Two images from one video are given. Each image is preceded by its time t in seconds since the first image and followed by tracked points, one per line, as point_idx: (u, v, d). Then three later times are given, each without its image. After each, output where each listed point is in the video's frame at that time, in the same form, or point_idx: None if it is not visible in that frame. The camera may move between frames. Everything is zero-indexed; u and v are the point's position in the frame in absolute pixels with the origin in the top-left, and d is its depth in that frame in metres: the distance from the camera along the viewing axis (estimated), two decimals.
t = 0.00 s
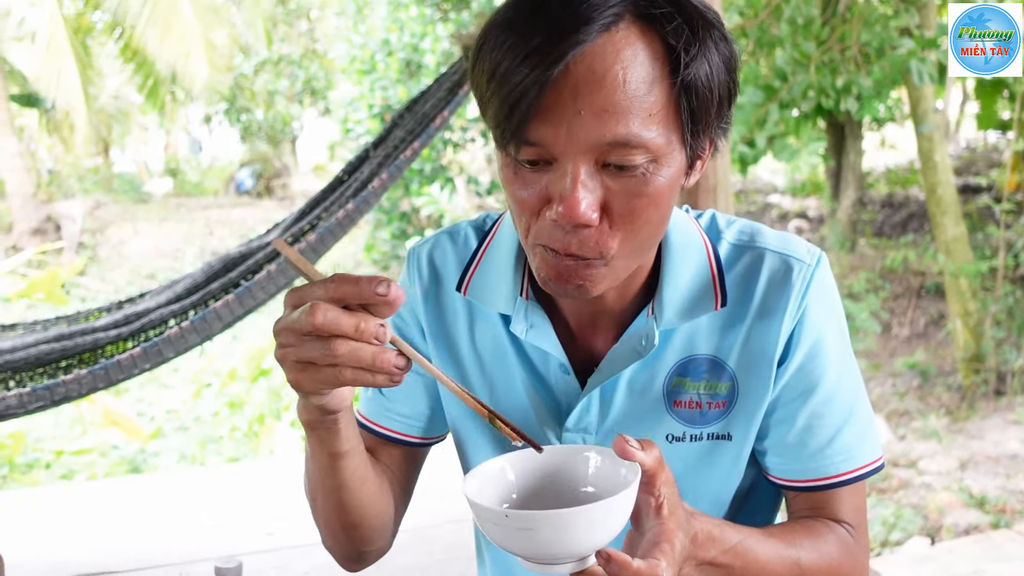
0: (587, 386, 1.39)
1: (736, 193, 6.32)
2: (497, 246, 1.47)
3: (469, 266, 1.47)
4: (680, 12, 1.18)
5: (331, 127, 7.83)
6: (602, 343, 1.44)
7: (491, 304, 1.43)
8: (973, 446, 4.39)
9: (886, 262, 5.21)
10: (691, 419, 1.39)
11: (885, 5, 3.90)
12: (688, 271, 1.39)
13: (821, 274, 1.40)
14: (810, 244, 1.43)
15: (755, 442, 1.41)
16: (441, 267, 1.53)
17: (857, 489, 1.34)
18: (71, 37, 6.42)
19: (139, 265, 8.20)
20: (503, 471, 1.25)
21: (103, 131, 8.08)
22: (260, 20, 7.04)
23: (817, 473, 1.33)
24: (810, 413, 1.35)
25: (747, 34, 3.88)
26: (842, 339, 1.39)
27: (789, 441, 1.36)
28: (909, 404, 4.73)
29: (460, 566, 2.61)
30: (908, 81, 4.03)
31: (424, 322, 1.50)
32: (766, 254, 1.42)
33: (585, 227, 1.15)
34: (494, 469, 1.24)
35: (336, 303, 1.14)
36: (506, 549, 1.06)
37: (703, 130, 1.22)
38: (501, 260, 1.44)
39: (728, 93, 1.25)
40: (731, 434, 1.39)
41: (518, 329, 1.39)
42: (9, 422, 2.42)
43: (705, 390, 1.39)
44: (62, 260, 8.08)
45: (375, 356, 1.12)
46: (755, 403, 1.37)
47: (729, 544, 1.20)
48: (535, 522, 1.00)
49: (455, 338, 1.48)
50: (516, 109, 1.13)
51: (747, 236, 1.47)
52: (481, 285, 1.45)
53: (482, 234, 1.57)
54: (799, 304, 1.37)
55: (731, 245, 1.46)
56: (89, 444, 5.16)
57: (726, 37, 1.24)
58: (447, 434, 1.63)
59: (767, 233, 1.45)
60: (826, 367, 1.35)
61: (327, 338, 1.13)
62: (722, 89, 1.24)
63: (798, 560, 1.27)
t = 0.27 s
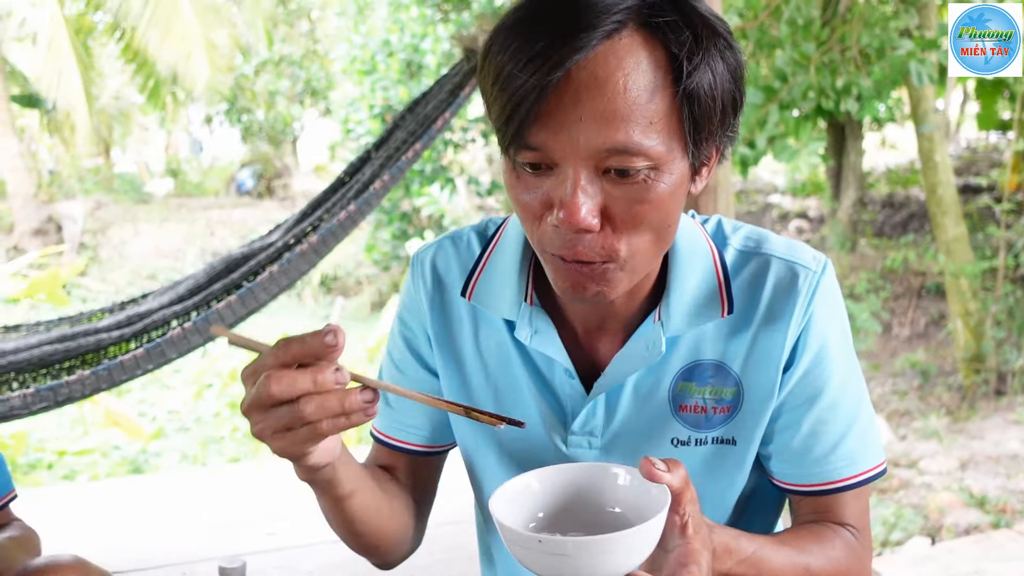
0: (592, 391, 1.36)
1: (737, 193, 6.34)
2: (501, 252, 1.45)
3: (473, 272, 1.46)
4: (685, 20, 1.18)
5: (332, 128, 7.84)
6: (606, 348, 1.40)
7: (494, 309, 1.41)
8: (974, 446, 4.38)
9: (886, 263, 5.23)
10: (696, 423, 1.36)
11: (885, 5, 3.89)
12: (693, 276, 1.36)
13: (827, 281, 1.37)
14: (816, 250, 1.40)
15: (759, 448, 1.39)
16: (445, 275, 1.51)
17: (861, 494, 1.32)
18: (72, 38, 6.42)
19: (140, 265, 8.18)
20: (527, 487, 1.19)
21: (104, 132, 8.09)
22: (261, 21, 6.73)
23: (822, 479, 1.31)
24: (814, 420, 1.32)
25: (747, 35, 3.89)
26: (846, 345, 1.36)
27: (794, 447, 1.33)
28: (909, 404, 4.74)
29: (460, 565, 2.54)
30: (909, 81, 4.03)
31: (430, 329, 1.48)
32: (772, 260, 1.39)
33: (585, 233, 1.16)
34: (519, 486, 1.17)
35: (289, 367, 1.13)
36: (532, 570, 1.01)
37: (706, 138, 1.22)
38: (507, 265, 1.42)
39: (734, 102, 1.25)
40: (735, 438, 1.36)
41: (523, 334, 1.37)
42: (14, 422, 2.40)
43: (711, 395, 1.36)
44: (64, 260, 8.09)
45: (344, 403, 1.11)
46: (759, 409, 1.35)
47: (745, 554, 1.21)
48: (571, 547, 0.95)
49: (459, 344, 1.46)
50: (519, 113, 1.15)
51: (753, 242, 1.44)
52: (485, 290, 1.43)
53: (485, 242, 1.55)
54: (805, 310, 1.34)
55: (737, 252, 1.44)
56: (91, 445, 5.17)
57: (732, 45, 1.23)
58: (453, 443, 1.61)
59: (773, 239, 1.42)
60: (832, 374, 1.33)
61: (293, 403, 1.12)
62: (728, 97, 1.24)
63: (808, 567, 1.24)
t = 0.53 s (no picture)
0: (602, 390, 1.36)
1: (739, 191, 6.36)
2: (511, 253, 1.44)
3: (483, 274, 1.45)
4: (704, 26, 1.18)
5: (334, 127, 7.86)
6: (617, 349, 1.40)
7: (506, 309, 1.41)
8: (975, 445, 4.38)
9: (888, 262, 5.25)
10: (705, 422, 1.37)
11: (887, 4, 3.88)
12: (707, 275, 1.37)
13: (835, 283, 1.36)
14: (823, 251, 1.40)
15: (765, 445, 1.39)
16: (454, 278, 1.50)
17: (866, 491, 1.34)
18: (75, 38, 6.44)
19: (142, 264, 8.37)
20: (562, 476, 1.20)
21: (107, 131, 8.13)
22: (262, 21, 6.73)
23: (827, 476, 1.32)
24: (819, 419, 1.33)
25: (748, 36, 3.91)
26: (853, 344, 1.36)
27: (800, 445, 1.34)
28: (911, 403, 4.76)
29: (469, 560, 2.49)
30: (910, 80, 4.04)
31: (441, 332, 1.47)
32: (780, 261, 1.39)
33: (607, 237, 1.16)
34: (554, 474, 1.18)
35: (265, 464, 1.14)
36: (565, 555, 1.02)
37: (725, 142, 1.22)
38: (517, 266, 1.42)
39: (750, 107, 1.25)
40: (742, 436, 1.37)
41: (532, 335, 1.37)
42: (26, 420, 2.42)
43: (721, 394, 1.37)
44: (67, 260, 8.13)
45: (328, 481, 1.13)
46: (767, 407, 1.35)
47: (761, 547, 1.20)
48: (600, 531, 0.96)
49: (470, 346, 1.46)
50: (542, 121, 1.14)
51: (762, 243, 1.44)
52: (496, 293, 1.43)
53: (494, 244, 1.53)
54: (812, 311, 1.34)
55: (746, 252, 1.43)
56: (96, 443, 5.19)
57: (748, 50, 1.23)
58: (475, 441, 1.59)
59: (783, 240, 1.42)
60: (838, 373, 1.33)
61: (281, 496, 1.14)
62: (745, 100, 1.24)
63: (820, 564, 1.25)
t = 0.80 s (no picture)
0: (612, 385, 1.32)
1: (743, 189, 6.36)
2: (524, 254, 1.42)
3: (495, 274, 1.42)
4: (722, 24, 1.16)
5: (337, 125, 7.87)
6: (628, 345, 1.36)
7: (518, 307, 1.38)
8: (978, 442, 4.42)
9: (892, 260, 5.26)
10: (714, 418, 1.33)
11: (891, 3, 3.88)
12: (720, 271, 1.33)
13: (843, 281, 1.32)
14: (833, 252, 1.36)
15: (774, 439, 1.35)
16: (467, 278, 1.47)
17: (873, 487, 1.28)
18: (79, 36, 6.45)
19: (148, 262, 8.21)
20: (579, 455, 1.15)
21: (111, 129, 8.15)
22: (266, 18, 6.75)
23: (833, 470, 1.27)
24: (828, 413, 1.28)
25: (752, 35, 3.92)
26: (863, 341, 1.31)
27: (807, 439, 1.29)
28: (915, 400, 4.77)
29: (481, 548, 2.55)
30: (913, 79, 4.06)
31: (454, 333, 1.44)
32: (790, 259, 1.35)
33: (633, 237, 1.14)
34: (573, 452, 1.13)
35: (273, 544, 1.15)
36: (582, 528, 1.00)
37: (744, 139, 1.20)
38: (529, 264, 1.39)
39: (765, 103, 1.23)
40: (751, 431, 1.32)
41: (543, 333, 1.34)
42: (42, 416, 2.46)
43: (732, 389, 1.32)
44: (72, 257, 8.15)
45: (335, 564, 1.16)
46: (776, 401, 1.31)
47: (774, 535, 1.14)
48: (623, 503, 0.94)
49: (481, 345, 1.43)
50: (570, 126, 1.11)
51: (771, 242, 1.40)
52: (508, 292, 1.40)
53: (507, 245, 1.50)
54: (820, 307, 1.30)
55: (755, 250, 1.39)
56: (104, 440, 5.20)
57: (763, 48, 1.21)
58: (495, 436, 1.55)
59: (792, 239, 1.38)
60: (846, 366, 1.28)
61: None
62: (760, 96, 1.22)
63: (831, 555, 1.19)
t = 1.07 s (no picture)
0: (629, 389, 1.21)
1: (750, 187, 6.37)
2: (538, 259, 1.30)
3: (508, 279, 1.30)
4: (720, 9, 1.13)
5: (345, 122, 7.90)
6: (643, 349, 1.25)
7: (531, 313, 1.26)
8: (985, 442, 4.42)
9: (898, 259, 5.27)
10: (733, 419, 1.20)
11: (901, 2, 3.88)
12: (734, 269, 1.22)
13: (858, 284, 1.18)
14: (848, 256, 1.23)
15: (793, 442, 1.22)
16: (479, 285, 1.34)
17: (902, 487, 1.15)
18: (90, 33, 6.48)
19: (156, 258, 8.15)
20: None
21: (119, 125, 8.18)
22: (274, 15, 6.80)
23: (853, 472, 1.14)
24: (849, 415, 1.15)
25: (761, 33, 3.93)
26: (878, 335, 1.18)
27: (828, 442, 1.16)
28: (921, 399, 4.77)
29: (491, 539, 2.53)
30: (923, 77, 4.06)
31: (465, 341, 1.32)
32: (805, 264, 1.22)
33: (639, 214, 1.08)
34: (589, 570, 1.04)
35: None
36: None
37: (749, 125, 1.16)
38: (544, 265, 1.28)
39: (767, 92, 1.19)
40: (768, 432, 1.20)
41: (556, 339, 1.23)
42: (61, 410, 2.46)
43: (748, 391, 1.20)
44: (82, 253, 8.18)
45: None
46: (793, 403, 1.18)
47: None
48: None
49: (492, 350, 1.30)
50: (569, 100, 1.09)
51: (787, 246, 1.27)
52: (524, 297, 1.28)
53: (519, 254, 1.37)
54: (837, 310, 1.16)
55: (770, 255, 1.26)
56: (115, 434, 5.23)
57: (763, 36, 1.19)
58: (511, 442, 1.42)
59: (808, 243, 1.25)
60: (867, 366, 1.15)
61: None
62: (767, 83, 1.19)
63: None
